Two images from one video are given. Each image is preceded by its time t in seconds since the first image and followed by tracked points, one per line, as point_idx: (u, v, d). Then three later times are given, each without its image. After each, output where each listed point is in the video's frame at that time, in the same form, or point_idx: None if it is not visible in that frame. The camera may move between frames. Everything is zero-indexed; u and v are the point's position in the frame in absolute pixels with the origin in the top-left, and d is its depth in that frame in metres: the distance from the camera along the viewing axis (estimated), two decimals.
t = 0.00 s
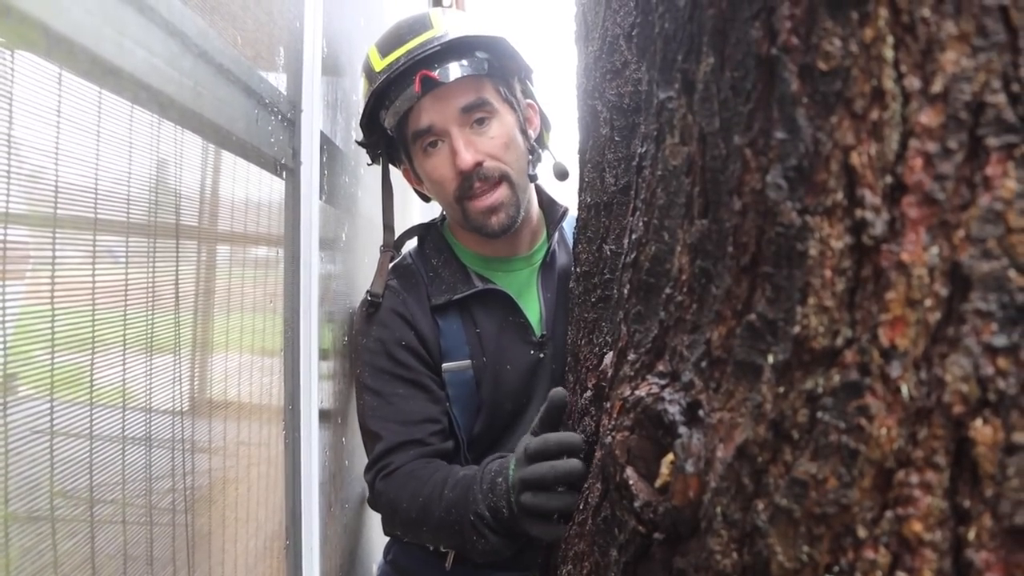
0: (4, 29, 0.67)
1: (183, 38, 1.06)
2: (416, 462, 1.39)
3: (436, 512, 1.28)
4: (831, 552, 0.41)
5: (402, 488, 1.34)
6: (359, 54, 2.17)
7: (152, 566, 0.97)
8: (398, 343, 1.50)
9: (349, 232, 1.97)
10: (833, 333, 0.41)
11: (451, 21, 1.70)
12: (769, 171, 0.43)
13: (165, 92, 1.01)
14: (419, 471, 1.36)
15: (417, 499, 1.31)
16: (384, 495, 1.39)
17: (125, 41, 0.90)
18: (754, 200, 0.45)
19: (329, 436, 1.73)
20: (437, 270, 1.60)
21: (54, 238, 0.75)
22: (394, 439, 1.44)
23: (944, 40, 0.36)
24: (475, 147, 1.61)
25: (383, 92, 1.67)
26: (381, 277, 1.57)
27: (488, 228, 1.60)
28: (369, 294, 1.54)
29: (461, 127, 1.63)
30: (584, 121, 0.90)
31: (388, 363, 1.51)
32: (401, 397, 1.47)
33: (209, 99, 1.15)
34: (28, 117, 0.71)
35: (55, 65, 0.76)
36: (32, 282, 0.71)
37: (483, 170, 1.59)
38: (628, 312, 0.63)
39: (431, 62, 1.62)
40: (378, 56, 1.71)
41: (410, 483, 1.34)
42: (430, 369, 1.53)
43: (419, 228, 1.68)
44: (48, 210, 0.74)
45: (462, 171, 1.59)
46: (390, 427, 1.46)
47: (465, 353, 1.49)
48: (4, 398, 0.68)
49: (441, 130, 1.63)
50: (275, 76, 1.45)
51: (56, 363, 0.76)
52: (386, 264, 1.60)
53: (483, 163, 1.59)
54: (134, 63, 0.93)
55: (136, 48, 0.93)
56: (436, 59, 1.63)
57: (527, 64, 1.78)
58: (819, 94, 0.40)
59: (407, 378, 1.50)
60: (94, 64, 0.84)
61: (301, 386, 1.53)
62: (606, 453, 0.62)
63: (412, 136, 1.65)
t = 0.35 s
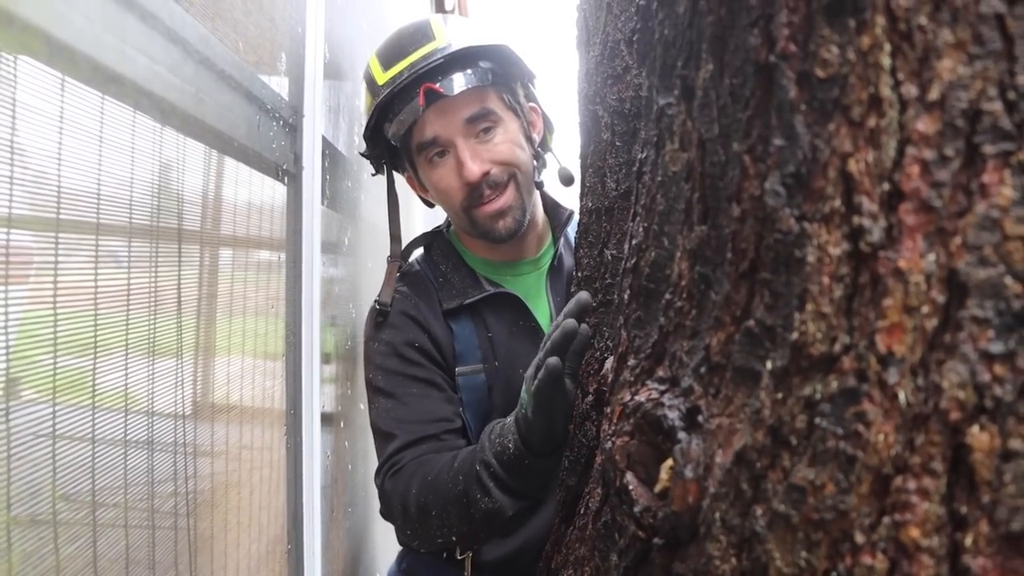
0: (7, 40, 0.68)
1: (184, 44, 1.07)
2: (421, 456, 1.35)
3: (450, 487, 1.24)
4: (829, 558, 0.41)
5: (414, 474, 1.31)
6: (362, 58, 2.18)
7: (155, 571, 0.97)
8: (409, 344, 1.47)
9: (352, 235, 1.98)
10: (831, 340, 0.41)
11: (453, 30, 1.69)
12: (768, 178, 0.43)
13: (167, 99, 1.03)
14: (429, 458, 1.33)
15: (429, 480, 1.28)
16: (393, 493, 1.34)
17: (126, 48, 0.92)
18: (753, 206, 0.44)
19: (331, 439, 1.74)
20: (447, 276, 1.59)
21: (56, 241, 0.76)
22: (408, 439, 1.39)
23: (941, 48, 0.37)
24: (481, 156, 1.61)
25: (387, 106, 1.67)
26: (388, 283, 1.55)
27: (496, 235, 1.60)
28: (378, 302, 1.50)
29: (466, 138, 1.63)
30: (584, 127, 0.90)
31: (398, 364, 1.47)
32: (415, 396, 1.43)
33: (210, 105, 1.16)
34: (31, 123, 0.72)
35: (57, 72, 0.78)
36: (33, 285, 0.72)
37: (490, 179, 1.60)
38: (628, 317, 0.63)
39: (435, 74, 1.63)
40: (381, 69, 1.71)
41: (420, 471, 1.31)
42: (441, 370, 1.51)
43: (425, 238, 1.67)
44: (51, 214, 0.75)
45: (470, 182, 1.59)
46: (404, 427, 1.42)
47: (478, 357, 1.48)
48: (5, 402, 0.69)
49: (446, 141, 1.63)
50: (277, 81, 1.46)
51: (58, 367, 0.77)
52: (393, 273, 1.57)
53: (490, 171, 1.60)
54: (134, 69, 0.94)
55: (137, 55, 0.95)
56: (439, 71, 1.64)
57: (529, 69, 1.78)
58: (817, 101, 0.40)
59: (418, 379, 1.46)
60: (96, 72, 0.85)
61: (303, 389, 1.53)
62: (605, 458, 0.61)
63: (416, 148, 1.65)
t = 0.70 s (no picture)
0: (19, 46, 0.70)
1: (194, 50, 1.08)
2: (443, 473, 1.31)
3: (464, 515, 1.19)
4: (838, 562, 0.41)
5: (431, 498, 1.27)
6: (368, 63, 2.19)
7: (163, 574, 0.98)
8: (424, 358, 1.43)
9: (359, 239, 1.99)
10: (839, 345, 0.41)
11: (465, 35, 1.71)
12: (776, 183, 0.43)
13: (176, 104, 1.04)
14: (447, 478, 1.28)
15: (444, 505, 1.24)
16: (415, 512, 1.32)
17: (138, 54, 0.93)
18: (761, 211, 0.45)
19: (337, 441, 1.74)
20: (460, 285, 1.56)
21: (66, 244, 0.77)
22: (427, 457, 1.34)
23: (949, 54, 0.37)
24: (496, 162, 1.61)
25: (400, 111, 1.68)
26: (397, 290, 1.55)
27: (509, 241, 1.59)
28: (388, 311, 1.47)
29: (480, 143, 1.63)
30: (591, 132, 0.91)
31: (414, 380, 1.43)
32: (433, 413, 1.39)
33: (219, 110, 1.17)
34: (42, 129, 0.73)
35: (68, 78, 0.79)
36: (43, 289, 0.73)
37: (505, 185, 1.59)
38: (636, 322, 0.63)
39: (451, 78, 1.64)
40: (394, 73, 1.72)
41: (437, 493, 1.27)
42: (459, 384, 1.46)
43: (437, 245, 1.66)
44: (60, 218, 0.76)
45: (484, 187, 1.59)
46: (422, 446, 1.37)
47: (494, 366, 1.45)
48: (15, 406, 0.69)
49: (460, 146, 1.63)
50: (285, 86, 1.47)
51: (68, 370, 0.78)
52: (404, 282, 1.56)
53: (504, 177, 1.59)
54: (144, 76, 0.95)
55: (148, 61, 0.96)
56: (454, 76, 1.65)
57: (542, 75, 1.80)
58: (824, 107, 0.40)
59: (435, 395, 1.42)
60: (107, 78, 0.87)
61: (310, 391, 1.55)
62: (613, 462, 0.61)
63: (430, 153, 1.66)
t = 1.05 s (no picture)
0: (24, 49, 0.70)
1: (199, 52, 1.09)
2: (432, 456, 1.29)
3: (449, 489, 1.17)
4: (842, 565, 0.41)
5: (419, 478, 1.26)
6: (372, 65, 2.20)
7: None
8: (425, 351, 1.42)
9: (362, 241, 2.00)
10: (843, 347, 0.41)
11: (470, 31, 1.72)
12: (780, 186, 0.43)
13: (180, 106, 1.04)
14: (435, 459, 1.27)
15: (431, 483, 1.22)
16: (407, 501, 1.29)
17: (143, 57, 0.94)
18: (765, 214, 0.45)
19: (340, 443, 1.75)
20: (464, 282, 1.57)
21: (70, 246, 0.78)
22: (426, 448, 1.31)
23: (953, 56, 0.37)
24: (498, 156, 1.61)
25: (404, 104, 1.69)
26: (399, 289, 1.55)
27: (511, 237, 1.59)
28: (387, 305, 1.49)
29: (482, 136, 1.63)
30: (594, 133, 0.91)
31: (415, 372, 1.41)
32: (433, 406, 1.36)
33: (223, 112, 1.17)
34: (46, 132, 0.74)
35: (71, 80, 0.79)
36: (46, 291, 0.73)
37: (505, 179, 1.59)
38: (640, 324, 0.63)
39: (453, 70, 1.64)
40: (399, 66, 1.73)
41: (424, 473, 1.25)
42: (460, 377, 1.45)
43: (441, 243, 1.66)
44: (64, 220, 0.77)
45: (485, 180, 1.59)
46: (421, 439, 1.34)
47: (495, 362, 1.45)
48: (18, 408, 0.70)
49: (463, 139, 1.63)
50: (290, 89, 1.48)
51: (71, 372, 0.78)
52: (405, 278, 1.57)
53: (505, 171, 1.60)
54: (149, 78, 0.96)
55: (154, 63, 0.97)
56: (456, 68, 1.65)
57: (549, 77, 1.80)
58: (829, 109, 0.41)
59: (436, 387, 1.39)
60: (112, 81, 0.87)
61: (314, 392, 1.56)
62: (617, 465, 0.61)
63: (432, 147, 1.66)
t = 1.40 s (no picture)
0: (30, 54, 0.71)
1: (203, 58, 1.09)
2: (440, 463, 1.30)
3: (462, 496, 1.19)
4: (847, 569, 0.41)
5: (429, 486, 1.27)
6: (374, 67, 2.20)
7: None
8: (429, 353, 1.42)
9: (365, 243, 2.00)
10: (848, 352, 0.41)
11: (474, 33, 1.73)
12: (784, 191, 0.43)
13: (185, 111, 1.05)
14: (445, 466, 1.28)
15: (442, 490, 1.23)
16: (413, 507, 1.30)
17: (148, 62, 0.95)
18: (769, 219, 0.45)
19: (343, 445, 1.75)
20: (467, 285, 1.56)
21: (74, 249, 0.78)
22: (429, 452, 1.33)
23: (958, 63, 0.37)
24: (500, 155, 1.61)
25: (406, 102, 1.69)
26: (399, 291, 1.55)
27: (513, 238, 1.59)
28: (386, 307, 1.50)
29: (484, 135, 1.64)
30: (597, 137, 0.91)
31: (418, 375, 1.41)
32: (437, 409, 1.37)
33: (227, 116, 1.18)
34: (50, 136, 0.74)
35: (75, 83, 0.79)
36: (49, 293, 0.74)
37: (508, 178, 1.60)
38: (643, 328, 0.63)
39: (456, 70, 1.64)
40: (403, 66, 1.73)
41: (435, 480, 1.26)
42: (464, 380, 1.44)
43: (442, 244, 1.67)
44: (68, 223, 0.77)
45: (487, 179, 1.59)
46: (426, 442, 1.35)
47: (499, 365, 1.44)
48: (22, 411, 0.70)
49: (465, 139, 1.63)
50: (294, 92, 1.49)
51: (75, 374, 0.78)
52: (405, 279, 1.57)
53: (508, 171, 1.60)
54: (154, 84, 0.97)
55: (158, 68, 0.97)
56: (459, 68, 1.65)
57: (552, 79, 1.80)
58: (833, 115, 0.40)
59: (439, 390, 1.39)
60: (117, 88, 0.88)
61: (317, 395, 1.56)
62: (620, 468, 0.61)
63: (434, 147, 1.67)
